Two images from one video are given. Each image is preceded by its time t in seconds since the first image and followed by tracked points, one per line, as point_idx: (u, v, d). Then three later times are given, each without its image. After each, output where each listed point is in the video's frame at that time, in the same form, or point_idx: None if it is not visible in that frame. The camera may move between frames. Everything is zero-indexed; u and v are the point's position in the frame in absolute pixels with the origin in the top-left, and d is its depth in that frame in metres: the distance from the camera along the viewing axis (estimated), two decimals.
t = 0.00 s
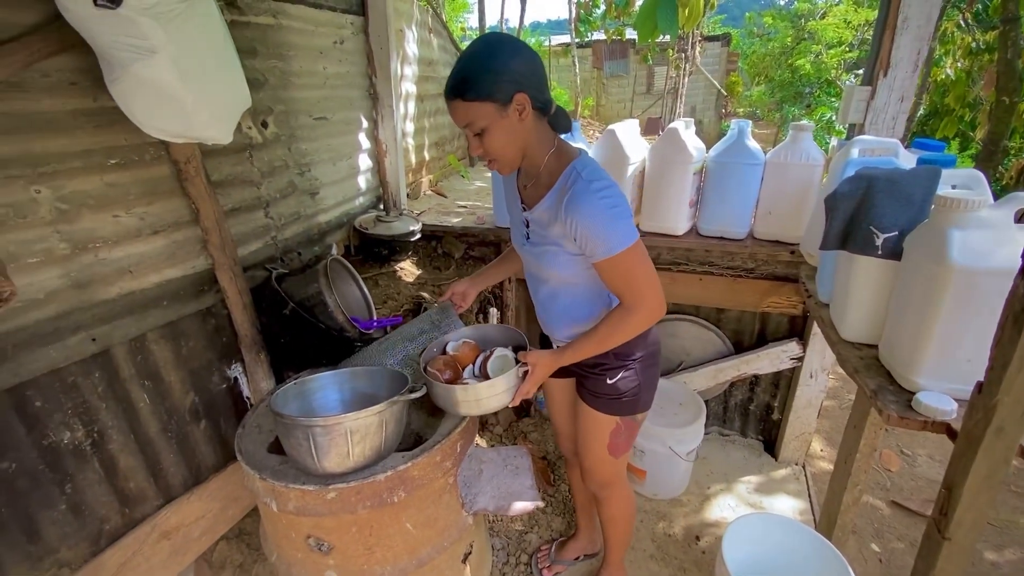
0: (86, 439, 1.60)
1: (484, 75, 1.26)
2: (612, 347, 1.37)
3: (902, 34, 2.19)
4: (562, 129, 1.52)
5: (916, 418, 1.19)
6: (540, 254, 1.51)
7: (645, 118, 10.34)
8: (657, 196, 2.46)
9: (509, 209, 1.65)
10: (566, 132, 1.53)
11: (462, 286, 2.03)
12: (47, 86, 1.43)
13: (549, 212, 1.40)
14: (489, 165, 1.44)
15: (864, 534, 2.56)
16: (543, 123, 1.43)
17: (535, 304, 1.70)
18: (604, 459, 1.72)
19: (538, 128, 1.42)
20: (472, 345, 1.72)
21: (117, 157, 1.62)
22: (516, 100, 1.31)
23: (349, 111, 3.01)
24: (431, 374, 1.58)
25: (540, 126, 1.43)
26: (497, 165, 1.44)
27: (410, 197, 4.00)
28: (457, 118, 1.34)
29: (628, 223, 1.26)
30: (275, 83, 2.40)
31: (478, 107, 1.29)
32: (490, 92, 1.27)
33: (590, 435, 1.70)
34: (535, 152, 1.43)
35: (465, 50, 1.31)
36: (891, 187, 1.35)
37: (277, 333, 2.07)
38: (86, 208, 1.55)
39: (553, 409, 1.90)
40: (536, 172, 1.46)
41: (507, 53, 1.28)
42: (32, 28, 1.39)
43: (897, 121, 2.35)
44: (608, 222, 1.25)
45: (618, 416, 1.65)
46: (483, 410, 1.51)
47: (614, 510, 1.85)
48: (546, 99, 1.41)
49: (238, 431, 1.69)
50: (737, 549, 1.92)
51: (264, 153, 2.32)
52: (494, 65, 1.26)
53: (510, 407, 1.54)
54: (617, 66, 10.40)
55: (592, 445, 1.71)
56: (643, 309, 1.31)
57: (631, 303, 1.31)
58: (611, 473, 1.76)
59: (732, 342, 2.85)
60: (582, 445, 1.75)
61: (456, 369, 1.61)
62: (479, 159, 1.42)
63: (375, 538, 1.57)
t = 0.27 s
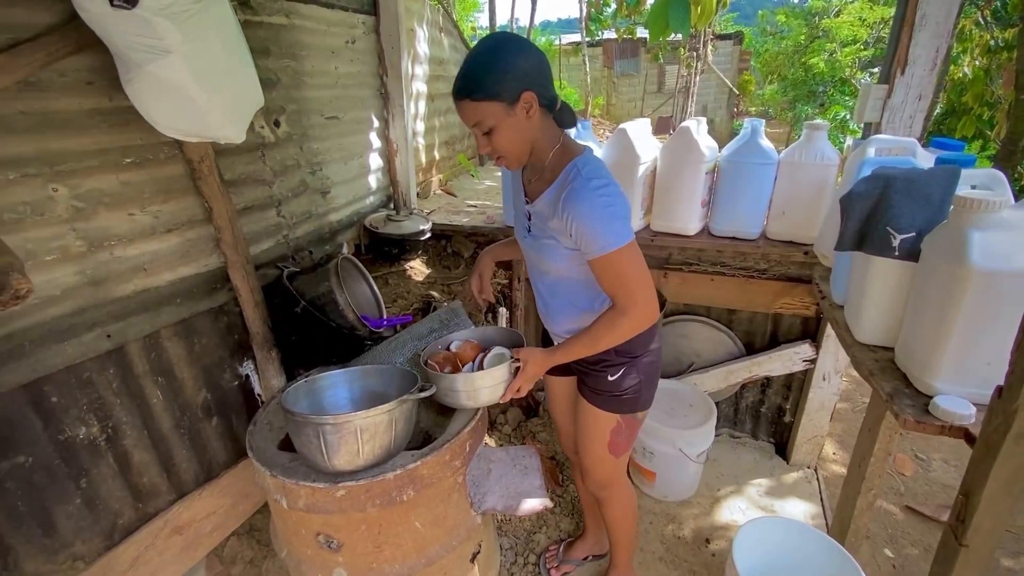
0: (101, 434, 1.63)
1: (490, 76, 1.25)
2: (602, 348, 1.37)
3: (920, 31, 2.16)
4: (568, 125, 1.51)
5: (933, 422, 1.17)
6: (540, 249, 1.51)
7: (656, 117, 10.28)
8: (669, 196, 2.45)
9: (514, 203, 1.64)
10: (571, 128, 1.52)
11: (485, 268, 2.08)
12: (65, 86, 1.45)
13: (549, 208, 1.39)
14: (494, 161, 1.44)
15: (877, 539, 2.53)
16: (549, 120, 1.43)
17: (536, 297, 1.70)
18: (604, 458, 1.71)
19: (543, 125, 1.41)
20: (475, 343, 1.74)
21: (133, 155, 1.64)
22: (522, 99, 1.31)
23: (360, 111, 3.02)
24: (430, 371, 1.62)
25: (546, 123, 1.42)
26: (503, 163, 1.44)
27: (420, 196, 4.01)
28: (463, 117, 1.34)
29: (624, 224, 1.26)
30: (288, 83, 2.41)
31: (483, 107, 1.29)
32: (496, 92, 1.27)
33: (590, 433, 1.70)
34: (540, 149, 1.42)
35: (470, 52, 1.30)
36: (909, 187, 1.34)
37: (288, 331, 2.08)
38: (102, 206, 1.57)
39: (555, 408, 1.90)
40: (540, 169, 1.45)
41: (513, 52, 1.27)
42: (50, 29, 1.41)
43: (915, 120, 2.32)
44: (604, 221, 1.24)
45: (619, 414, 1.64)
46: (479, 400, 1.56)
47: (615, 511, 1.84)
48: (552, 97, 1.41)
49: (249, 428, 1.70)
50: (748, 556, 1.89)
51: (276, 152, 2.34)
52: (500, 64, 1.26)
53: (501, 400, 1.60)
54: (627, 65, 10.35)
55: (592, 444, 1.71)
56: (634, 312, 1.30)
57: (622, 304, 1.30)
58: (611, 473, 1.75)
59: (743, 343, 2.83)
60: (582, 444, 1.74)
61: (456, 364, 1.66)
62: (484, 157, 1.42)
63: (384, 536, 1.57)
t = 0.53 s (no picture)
0: (110, 430, 1.64)
1: (487, 79, 1.24)
2: (597, 351, 1.35)
3: (935, 28, 2.13)
4: (566, 123, 1.49)
5: (948, 425, 1.15)
6: (540, 248, 1.50)
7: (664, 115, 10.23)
8: (677, 194, 2.43)
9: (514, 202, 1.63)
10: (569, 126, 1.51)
11: (492, 291, 1.99)
12: (75, 83, 1.45)
13: (548, 207, 1.38)
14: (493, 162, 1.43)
15: (887, 543, 2.50)
16: (548, 118, 1.42)
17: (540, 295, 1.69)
18: (604, 456, 1.70)
19: (542, 123, 1.40)
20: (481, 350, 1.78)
21: (142, 153, 1.64)
22: (520, 100, 1.29)
23: (367, 108, 3.02)
24: (435, 372, 1.65)
25: (545, 121, 1.41)
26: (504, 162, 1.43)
27: (428, 194, 4.01)
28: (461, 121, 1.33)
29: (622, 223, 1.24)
30: (296, 80, 2.41)
31: (481, 110, 1.28)
32: (493, 94, 1.25)
33: (589, 431, 1.69)
34: (539, 148, 1.41)
35: (466, 56, 1.29)
36: (924, 186, 1.32)
37: (295, 329, 2.09)
38: (112, 203, 1.57)
39: (555, 407, 1.89)
40: (540, 167, 1.44)
41: (509, 52, 1.26)
42: (61, 26, 1.41)
43: (929, 118, 2.29)
44: (601, 220, 1.23)
45: (619, 412, 1.63)
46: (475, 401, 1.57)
47: (617, 511, 1.83)
48: (549, 95, 1.39)
49: (256, 425, 1.71)
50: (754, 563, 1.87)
51: (284, 149, 2.34)
52: (497, 66, 1.24)
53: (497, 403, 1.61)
54: (635, 63, 10.30)
55: (591, 442, 1.70)
56: (629, 314, 1.29)
57: (617, 306, 1.29)
58: (611, 472, 1.74)
59: (752, 344, 2.81)
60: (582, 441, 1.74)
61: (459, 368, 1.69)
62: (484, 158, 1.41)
63: (390, 535, 1.57)
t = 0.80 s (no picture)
0: (117, 426, 1.65)
1: (485, 80, 1.23)
2: (596, 355, 1.34)
3: (949, 26, 2.11)
4: (566, 119, 1.48)
5: (960, 429, 1.13)
6: (543, 248, 1.49)
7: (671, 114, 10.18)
8: (685, 194, 2.42)
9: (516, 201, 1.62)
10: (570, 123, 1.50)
11: (496, 311, 1.92)
12: (84, 80, 1.46)
13: (553, 206, 1.37)
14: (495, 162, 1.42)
15: (895, 546, 2.48)
16: (549, 117, 1.41)
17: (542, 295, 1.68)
18: (615, 455, 1.70)
19: (543, 122, 1.39)
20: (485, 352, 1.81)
21: (151, 150, 1.65)
22: (519, 100, 1.28)
23: (374, 106, 3.02)
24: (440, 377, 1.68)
25: (546, 120, 1.40)
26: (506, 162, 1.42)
27: (434, 192, 4.01)
28: (462, 123, 1.33)
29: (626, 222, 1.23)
30: (303, 78, 2.42)
31: (480, 111, 1.27)
32: (493, 95, 1.25)
33: (599, 430, 1.68)
34: (541, 147, 1.40)
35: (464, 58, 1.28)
36: (938, 186, 1.30)
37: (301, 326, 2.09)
38: (121, 200, 1.58)
39: (560, 406, 1.88)
40: (542, 166, 1.43)
41: (506, 51, 1.25)
42: (70, 24, 1.42)
43: (943, 117, 2.26)
44: (604, 219, 1.22)
45: (628, 411, 1.62)
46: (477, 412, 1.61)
47: (625, 510, 1.82)
48: (548, 93, 1.38)
49: (262, 422, 1.71)
50: (762, 564, 1.86)
51: (292, 147, 2.35)
52: (494, 67, 1.23)
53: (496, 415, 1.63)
54: (643, 62, 10.26)
55: (601, 441, 1.69)
56: (629, 317, 1.28)
57: (616, 309, 1.28)
58: (620, 471, 1.73)
59: (760, 344, 2.79)
60: (591, 441, 1.73)
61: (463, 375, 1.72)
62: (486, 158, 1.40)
63: (395, 533, 1.57)
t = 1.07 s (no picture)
0: (126, 420, 1.66)
1: (497, 78, 1.22)
2: (602, 355, 1.35)
3: (962, 22, 2.08)
4: (576, 114, 1.48)
5: (973, 430, 1.12)
6: (553, 246, 1.49)
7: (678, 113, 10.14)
8: (693, 192, 2.41)
9: (524, 198, 1.62)
10: (580, 117, 1.50)
11: (513, 325, 1.88)
12: (95, 76, 1.46)
13: (567, 204, 1.37)
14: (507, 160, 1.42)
15: (903, 548, 2.47)
16: (559, 113, 1.40)
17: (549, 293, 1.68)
18: (620, 454, 1.69)
19: (555, 119, 1.38)
20: (491, 348, 1.81)
21: (160, 146, 1.65)
22: (531, 97, 1.28)
23: (381, 104, 3.02)
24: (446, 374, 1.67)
25: (557, 117, 1.39)
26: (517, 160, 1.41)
27: (441, 190, 4.02)
28: (473, 121, 1.32)
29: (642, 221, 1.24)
30: (311, 75, 2.42)
31: (492, 110, 1.26)
32: (505, 94, 1.24)
33: (604, 429, 1.67)
34: (553, 145, 1.39)
35: (473, 55, 1.27)
36: (951, 184, 1.28)
37: (307, 322, 2.09)
38: (130, 196, 1.59)
39: (565, 405, 1.87)
40: (553, 164, 1.43)
41: (517, 48, 1.24)
42: (81, 20, 1.43)
43: (956, 115, 2.24)
44: (621, 217, 1.22)
45: (634, 409, 1.62)
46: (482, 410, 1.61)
47: (629, 509, 1.81)
48: (559, 89, 1.38)
49: (270, 417, 1.72)
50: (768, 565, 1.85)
51: (300, 144, 2.35)
52: (506, 65, 1.22)
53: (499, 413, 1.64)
54: (650, 60, 10.23)
55: (606, 441, 1.69)
56: (636, 317, 1.29)
57: (623, 309, 1.29)
58: (625, 470, 1.72)
59: (767, 344, 2.78)
60: (595, 441, 1.72)
61: (468, 371, 1.72)
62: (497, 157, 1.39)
63: (401, 529, 1.58)
